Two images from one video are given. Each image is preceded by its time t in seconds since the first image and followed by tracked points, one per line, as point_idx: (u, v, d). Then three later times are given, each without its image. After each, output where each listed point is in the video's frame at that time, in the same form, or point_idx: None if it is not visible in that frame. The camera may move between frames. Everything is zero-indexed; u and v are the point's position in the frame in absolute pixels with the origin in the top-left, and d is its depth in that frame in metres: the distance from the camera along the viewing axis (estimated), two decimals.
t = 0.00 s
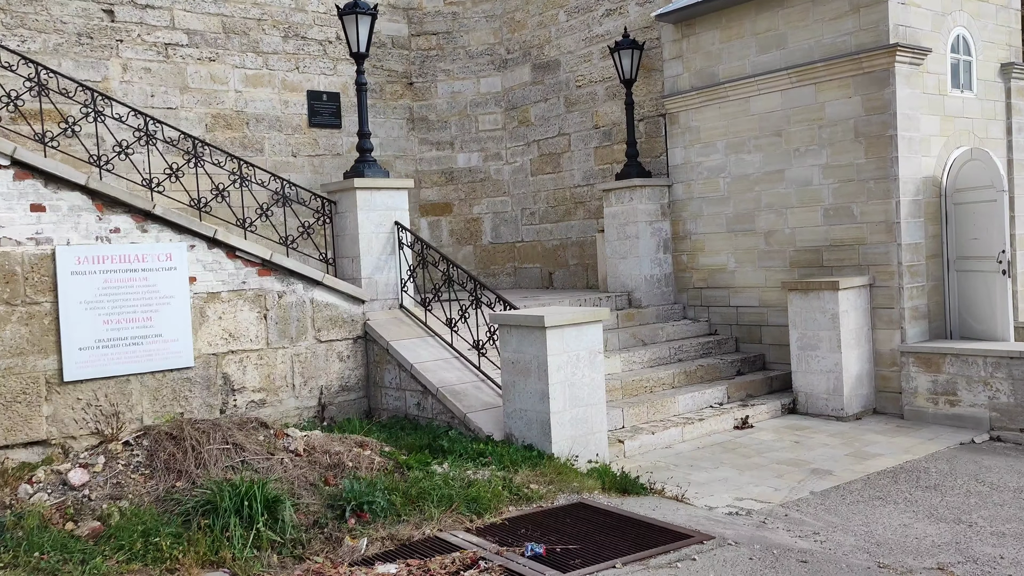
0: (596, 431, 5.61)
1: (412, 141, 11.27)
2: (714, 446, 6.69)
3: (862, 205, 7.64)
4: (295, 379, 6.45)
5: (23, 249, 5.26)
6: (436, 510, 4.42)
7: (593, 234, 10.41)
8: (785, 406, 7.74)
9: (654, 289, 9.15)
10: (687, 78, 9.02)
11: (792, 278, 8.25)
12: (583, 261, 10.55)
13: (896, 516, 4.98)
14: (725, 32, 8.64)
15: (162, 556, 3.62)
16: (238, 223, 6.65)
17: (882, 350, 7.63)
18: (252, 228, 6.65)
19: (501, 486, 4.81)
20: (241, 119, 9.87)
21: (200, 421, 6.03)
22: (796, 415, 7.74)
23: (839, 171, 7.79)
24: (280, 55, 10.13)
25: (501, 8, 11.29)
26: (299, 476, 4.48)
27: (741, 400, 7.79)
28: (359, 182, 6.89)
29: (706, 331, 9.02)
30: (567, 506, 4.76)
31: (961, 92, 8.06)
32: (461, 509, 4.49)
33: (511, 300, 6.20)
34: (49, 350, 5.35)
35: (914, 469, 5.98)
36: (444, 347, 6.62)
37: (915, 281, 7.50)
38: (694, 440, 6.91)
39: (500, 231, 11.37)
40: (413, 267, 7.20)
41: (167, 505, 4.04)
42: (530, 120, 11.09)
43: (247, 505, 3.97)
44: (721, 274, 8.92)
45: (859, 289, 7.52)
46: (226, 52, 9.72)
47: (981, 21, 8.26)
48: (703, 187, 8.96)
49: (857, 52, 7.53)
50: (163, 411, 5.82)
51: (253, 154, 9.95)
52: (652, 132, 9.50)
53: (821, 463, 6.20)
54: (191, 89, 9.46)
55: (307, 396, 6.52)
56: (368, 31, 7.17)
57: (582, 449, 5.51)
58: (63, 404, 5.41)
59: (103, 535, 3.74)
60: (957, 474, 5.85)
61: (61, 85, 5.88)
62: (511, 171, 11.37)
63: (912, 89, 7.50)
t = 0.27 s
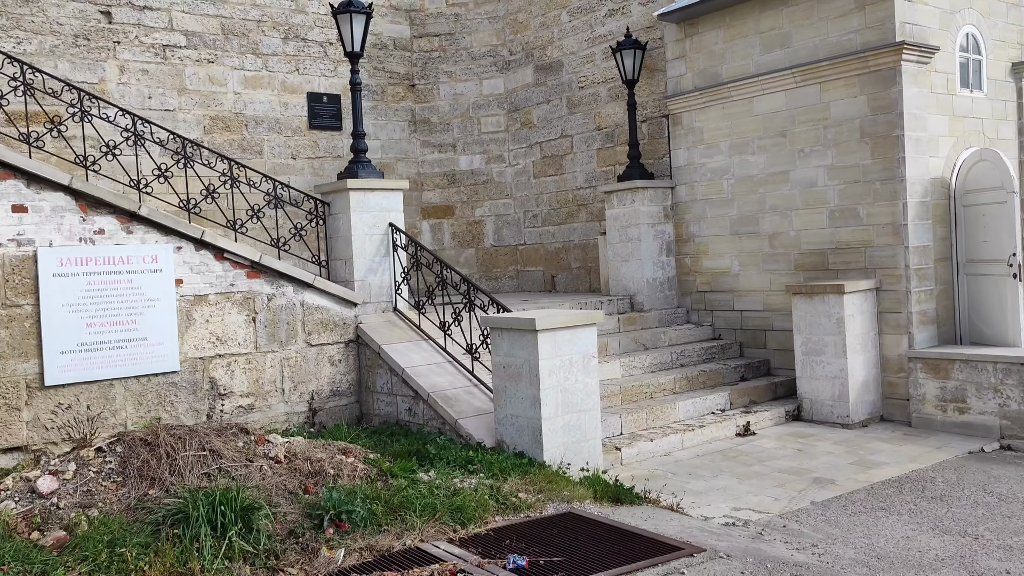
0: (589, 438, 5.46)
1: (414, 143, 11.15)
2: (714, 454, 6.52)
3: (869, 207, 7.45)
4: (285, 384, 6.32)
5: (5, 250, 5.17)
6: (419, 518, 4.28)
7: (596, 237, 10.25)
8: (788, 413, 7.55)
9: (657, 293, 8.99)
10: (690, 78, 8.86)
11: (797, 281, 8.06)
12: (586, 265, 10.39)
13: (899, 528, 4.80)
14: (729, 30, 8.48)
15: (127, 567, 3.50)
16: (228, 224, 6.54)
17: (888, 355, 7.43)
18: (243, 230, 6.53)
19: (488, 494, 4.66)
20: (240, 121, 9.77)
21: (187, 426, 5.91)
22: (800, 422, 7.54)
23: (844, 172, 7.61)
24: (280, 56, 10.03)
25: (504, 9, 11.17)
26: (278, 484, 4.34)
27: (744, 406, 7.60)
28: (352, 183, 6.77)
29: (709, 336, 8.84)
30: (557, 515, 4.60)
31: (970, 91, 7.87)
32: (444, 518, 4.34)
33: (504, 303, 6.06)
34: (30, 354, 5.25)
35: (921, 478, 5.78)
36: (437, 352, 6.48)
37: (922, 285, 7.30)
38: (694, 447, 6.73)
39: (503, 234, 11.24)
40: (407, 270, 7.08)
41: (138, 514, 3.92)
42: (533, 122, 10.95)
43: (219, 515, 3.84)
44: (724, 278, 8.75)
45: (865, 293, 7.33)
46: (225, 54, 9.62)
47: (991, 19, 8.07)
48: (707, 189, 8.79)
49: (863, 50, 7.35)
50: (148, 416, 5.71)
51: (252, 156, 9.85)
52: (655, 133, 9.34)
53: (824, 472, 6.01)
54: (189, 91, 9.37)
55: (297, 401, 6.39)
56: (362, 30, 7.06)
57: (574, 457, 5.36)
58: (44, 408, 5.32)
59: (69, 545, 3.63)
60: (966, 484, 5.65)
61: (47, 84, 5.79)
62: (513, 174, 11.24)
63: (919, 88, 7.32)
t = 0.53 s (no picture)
0: (584, 447, 5.27)
1: (419, 144, 11.01)
2: (718, 463, 6.31)
3: (880, 208, 7.22)
4: (276, 389, 6.17)
5: None
6: (401, 530, 4.11)
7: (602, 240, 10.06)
8: (796, 421, 7.33)
9: (663, 297, 8.78)
10: (697, 77, 8.66)
11: (806, 285, 7.84)
12: (592, 268, 10.21)
13: (906, 544, 4.58)
14: (737, 28, 8.27)
15: None
16: (220, 226, 6.40)
17: (900, 362, 7.19)
18: (235, 232, 6.40)
19: (475, 507, 4.48)
20: (242, 121, 9.66)
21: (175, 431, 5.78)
22: (809, 431, 7.32)
23: (856, 172, 7.38)
24: (283, 56, 9.92)
25: (510, 8, 11.02)
26: (256, 495, 4.19)
27: (751, 414, 7.38)
28: (347, 183, 6.62)
29: (717, 341, 8.63)
30: (546, 529, 4.42)
31: (987, 89, 7.62)
32: (428, 531, 4.16)
33: (499, 307, 5.89)
34: (13, 357, 5.14)
35: (932, 491, 5.55)
36: (433, 356, 6.32)
37: (936, 289, 7.06)
38: (697, 456, 6.53)
39: (509, 236, 11.09)
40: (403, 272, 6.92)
41: (107, 526, 3.78)
42: (539, 123, 10.79)
43: (189, 527, 3.69)
44: (732, 281, 8.53)
45: (877, 297, 7.10)
46: (227, 53, 9.52)
47: (1008, 15, 7.81)
48: (714, 190, 8.58)
49: (875, 46, 7.12)
50: (135, 421, 5.58)
51: (254, 157, 9.74)
52: (662, 133, 9.15)
53: (830, 483, 5.80)
54: (190, 91, 9.27)
55: (289, 407, 6.24)
56: (358, 27, 6.94)
57: (569, 467, 5.17)
58: (28, 413, 5.20)
59: (32, 558, 3.49)
60: (979, 497, 5.42)
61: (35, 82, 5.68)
62: (519, 175, 11.09)
63: (933, 86, 7.08)
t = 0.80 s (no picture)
0: (578, 456, 5.10)
1: (421, 146, 10.88)
2: (719, 472, 6.13)
3: (889, 209, 7.02)
4: (266, 394, 6.04)
5: None
6: (382, 543, 3.96)
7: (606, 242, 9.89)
8: (802, 428, 7.13)
9: (666, 301, 8.60)
10: (702, 76, 8.48)
11: (813, 288, 7.64)
12: (595, 271, 10.04)
13: (911, 559, 4.39)
14: (743, 25, 8.09)
15: None
16: (210, 227, 6.28)
17: (909, 368, 6.99)
18: (226, 233, 6.27)
19: (462, 518, 4.32)
20: (241, 122, 9.55)
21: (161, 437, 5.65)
22: (815, 439, 7.12)
23: (863, 173, 7.18)
24: (282, 56, 9.81)
25: (514, 7, 10.89)
26: (232, 506, 4.04)
27: (755, 421, 7.19)
28: (340, 183, 6.49)
29: (722, 346, 8.44)
30: (535, 541, 4.25)
31: (1000, 87, 7.40)
32: (411, 544, 4.01)
33: (494, 311, 5.74)
34: None
35: (940, 502, 5.35)
36: (426, 361, 6.18)
37: (947, 293, 6.85)
38: (698, 465, 6.35)
39: (511, 239, 10.95)
40: (398, 275, 6.78)
41: (75, 538, 3.65)
42: (542, 124, 10.64)
43: (159, 539, 3.55)
44: (737, 285, 8.34)
45: (885, 302, 6.89)
46: (226, 53, 9.42)
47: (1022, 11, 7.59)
48: (719, 191, 8.39)
49: (882, 44, 6.93)
50: (120, 427, 5.46)
51: (253, 158, 9.63)
52: (667, 134, 8.97)
53: (835, 494, 5.60)
54: (188, 92, 9.17)
55: (280, 412, 6.11)
56: (352, 25, 6.81)
57: (562, 476, 5.01)
58: (9, 418, 5.09)
59: None
60: (990, 509, 5.21)
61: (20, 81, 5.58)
62: (523, 177, 10.94)
63: (944, 83, 6.87)
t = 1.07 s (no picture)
0: (569, 468, 4.88)
1: (423, 148, 10.71)
2: (721, 485, 5.89)
3: (899, 213, 6.77)
4: (251, 401, 5.86)
5: None
6: (355, 560, 3.75)
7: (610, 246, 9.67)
8: (808, 440, 6.88)
9: (670, 306, 8.38)
10: (707, 76, 8.26)
11: (821, 295, 7.39)
12: (599, 276, 9.82)
13: None
14: (749, 24, 7.87)
15: None
16: (196, 228, 6.13)
17: (921, 378, 6.72)
18: (212, 235, 6.11)
19: (442, 533, 4.11)
20: (239, 123, 9.41)
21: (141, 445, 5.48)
22: (822, 451, 6.86)
23: (873, 175, 6.94)
24: (282, 57, 9.67)
25: (518, 8, 10.71)
26: (199, 518, 3.86)
27: (759, 432, 6.94)
28: (331, 184, 6.31)
29: (727, 353, 8.19)
30: (519, 559, 4.03)
31: (1016, 86, 7.13)
32: (386, 561, 3.80)
33: (485, 316, 5.53)
34: None
35: (951, 520, 5.09)
36: (417, 368, 5.98)
37: (959, 300, 6.58)
38: (698, 477, 6.11)
39: (515, 243, 10.74)
40: (391, 278, 6.59)
41: (29, 552, 3.48)
42: (547, 125, 10.44)
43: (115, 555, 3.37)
44: (744, 291, 8.09)
45: (895, 308, 6.64)
46: (224, 54, 9.28)
47: None
48: (725, 194, 8.16)
49: (892, 41, 6.69)
50: (97, 434, 5.30)
51: (251, 160, 9.48)
52: (672, 135, 8.75)
53: (840, 509, 5.35)
54: (185, 92, 9.03)
55: (265, 420, 5.93)
56: (345, 22, 6.65)
57: (552, 489, 4.79)
58: None
59: None
60: (1003, 528, 4.95)
61: None
62: (527, 180, 10.74)
63: (956, 82, 6.62)
